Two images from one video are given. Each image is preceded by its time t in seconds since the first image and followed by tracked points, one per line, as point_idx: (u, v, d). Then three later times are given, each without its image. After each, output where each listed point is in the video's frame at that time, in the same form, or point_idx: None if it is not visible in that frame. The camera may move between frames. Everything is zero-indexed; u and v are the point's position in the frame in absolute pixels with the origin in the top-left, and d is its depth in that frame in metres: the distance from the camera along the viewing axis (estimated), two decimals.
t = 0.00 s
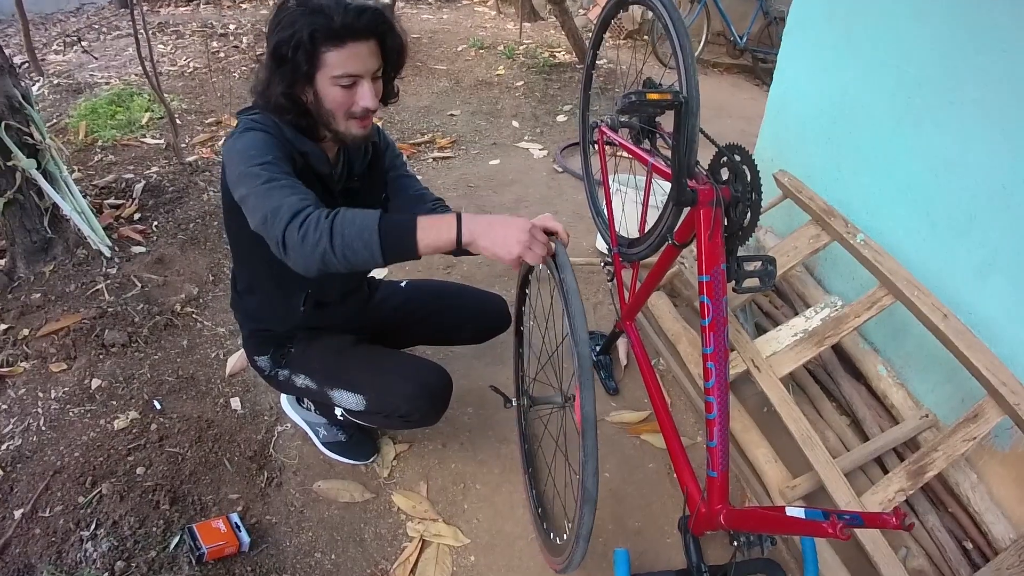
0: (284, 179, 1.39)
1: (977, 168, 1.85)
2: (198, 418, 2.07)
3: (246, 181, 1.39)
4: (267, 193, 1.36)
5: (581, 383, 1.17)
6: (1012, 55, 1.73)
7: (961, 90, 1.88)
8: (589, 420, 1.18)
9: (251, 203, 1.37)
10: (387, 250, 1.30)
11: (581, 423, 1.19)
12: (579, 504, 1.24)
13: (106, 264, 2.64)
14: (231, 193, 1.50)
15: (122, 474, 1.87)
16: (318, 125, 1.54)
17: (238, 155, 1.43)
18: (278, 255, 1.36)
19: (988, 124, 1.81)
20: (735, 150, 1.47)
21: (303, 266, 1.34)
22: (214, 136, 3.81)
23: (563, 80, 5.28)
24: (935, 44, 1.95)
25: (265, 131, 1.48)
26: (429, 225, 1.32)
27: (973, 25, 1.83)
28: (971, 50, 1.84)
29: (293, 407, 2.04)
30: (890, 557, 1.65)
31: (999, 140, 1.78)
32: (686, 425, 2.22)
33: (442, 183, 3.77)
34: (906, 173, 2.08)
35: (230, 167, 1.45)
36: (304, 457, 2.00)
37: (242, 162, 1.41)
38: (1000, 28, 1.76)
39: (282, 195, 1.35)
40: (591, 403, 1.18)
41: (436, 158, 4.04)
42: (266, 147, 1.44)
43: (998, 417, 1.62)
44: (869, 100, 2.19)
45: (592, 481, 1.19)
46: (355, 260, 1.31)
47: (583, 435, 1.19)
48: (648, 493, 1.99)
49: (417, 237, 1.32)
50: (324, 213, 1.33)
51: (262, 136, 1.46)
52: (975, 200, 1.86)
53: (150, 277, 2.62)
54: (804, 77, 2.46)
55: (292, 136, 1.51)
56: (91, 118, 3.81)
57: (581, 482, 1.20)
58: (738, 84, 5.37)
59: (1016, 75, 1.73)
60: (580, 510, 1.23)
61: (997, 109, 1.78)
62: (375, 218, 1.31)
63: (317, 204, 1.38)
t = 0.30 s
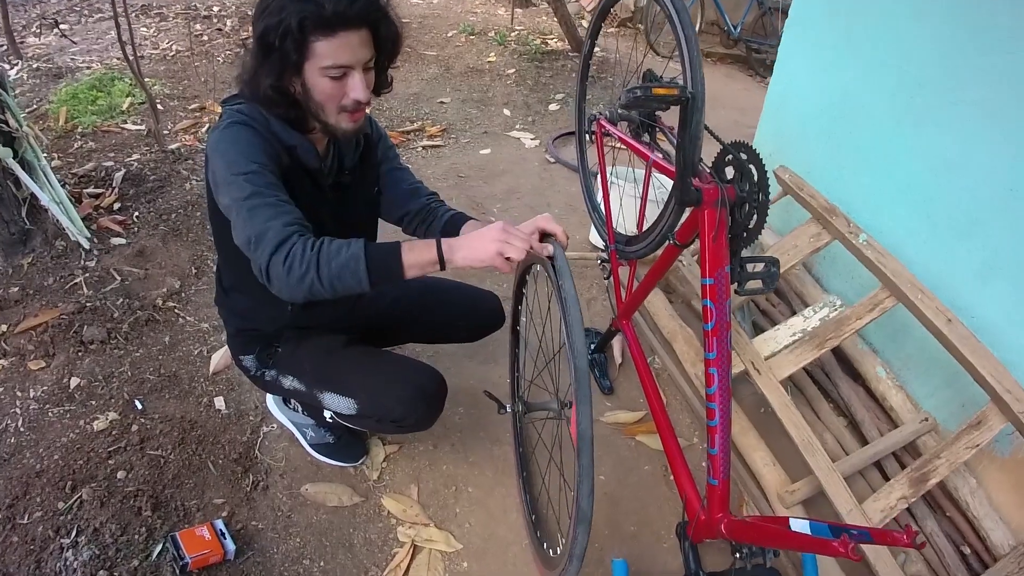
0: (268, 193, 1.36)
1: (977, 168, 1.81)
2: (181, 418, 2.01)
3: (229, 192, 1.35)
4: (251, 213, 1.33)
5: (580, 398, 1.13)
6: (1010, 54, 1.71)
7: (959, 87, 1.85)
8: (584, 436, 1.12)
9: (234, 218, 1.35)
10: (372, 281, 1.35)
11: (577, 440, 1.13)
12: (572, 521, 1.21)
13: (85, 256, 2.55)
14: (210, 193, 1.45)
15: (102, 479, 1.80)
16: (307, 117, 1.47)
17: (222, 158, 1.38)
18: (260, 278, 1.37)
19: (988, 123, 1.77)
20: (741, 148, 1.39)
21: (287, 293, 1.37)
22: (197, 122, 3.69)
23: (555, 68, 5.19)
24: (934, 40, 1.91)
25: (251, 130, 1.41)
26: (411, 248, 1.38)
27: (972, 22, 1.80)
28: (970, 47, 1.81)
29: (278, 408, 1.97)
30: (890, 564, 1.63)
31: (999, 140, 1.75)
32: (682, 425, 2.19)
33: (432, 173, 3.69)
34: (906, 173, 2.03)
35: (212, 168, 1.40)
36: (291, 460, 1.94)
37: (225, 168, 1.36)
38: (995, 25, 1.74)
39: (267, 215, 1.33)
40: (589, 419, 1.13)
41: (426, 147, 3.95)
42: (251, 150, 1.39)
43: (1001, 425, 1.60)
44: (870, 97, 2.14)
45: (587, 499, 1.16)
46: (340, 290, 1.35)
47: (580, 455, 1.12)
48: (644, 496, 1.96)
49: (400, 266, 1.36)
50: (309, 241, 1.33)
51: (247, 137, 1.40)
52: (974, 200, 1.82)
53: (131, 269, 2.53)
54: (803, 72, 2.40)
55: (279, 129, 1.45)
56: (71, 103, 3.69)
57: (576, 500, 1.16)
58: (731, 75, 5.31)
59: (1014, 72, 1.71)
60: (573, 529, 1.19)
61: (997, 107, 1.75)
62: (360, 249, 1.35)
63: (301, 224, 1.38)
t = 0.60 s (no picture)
0: (264, 203, 1.29)
1: (986, 166, 1.76)
2: (184, 442, 1.96)
3: (224, 208, 1.29)
4: (251, 224, 1.26)
5: (604, 428, 1.11)
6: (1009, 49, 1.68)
7: (960, 83, 1.81)
8: (610, 465, 1.11)
9: (232, 233, 1.28)
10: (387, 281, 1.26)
11: (603, 468, 1.12)
12: (599, 545, 1.20)
13: (77, 275, 2.50)
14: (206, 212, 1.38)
15: (107, 509, 1.76)
16: (296, 128, 1.41)
17: (211, 174, 1.32)
18: (269, 292, 1.30)
19: (996, 119, 1.72)
20: (758, 147, 1.36)
21: (300, 304, 1.29)
22: (186, 129, 3.62)
23: (548, 59, 5.11)
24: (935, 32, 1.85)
25: (238, 142, 1.35)
26: (426, 240, 1.29)
27: (972, 15, 1.75)
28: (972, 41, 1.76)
29: (283, 428, 1.93)
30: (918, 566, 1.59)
31: (1006, 137, 1.70)
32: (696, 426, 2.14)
33: (427, 172, 3.62)
34: (913, 163, 1.97)
35: (204, 187, 1.34)
36: (300, 480, 1.90)
37: (217, 183, 1.30)
38: (991, 18, 1.71)
39: (266, 225, 1.27)
40: (614, 448, 1.11)
41: (420, 146, 3.88)
42: (240, 162, 1.32)
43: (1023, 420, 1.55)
44: (874, 90, 2.07)
45: (615, 527, 1.15)
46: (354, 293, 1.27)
47: (605, 483, 1.11)
48: (662, 501, 1.92)
49: (416, 263, 1.27)
50: (315, 245, 1.26)
51: (235, 150, 1.34)
52: (983, 198, 1.78)
53: (124, 287, 2.47)
54: (803, 62, 2.33)
55: (270, 141, 1.39)
56: (58, 114, 3.61)
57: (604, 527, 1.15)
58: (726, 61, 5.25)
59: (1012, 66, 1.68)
60: (601, 555, 1.18)
61: (1003, 102, 1.70)
62: (370, 247, 1.26)
63: (304, 230, 1.31)
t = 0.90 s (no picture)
0: (239, 220, 1.23)
1: (967, 161, 1.77)
2: (156, 475, 1.89)
3: (195, 229, 1.22)
4: (227, 242, 1.20)
5: (599, 451, 1.09)
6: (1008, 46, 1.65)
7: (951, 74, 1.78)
8: (607, 489, 1.09)
9: (207, 254, 1.21)
10: (379, 291, 1.19)
11: (599, 494, 1.10)
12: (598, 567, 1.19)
13: (36, 303, 2.41)
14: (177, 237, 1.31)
15: (79, 552, 1.68)
16: (266, 151, 1.36)
17: (178, 197, 1.25)
18: (253, 310, 1.23)
19: (982, 119, 1.72)
20: (739, 155, 1.35)
21: (286, 319, 1.23)
22: (144, 145, 3.50)
23: (513, 61, 5.08)
24: (920, 26, 1.83)
25: (204, 162, 1.29)
26: (423, 251, 1.23)
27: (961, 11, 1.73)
28: (964, 35, 1.73)
29: (260, 457, 1.86)
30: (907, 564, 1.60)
31: (993, 133, 1.71)
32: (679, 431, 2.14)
33: (395, 181, 3.56)
34: (892, 157, 1.97)
35: (171, 211, 1.28)
36: (279, 509, 1.84)
37: (186, 205, 1.24)
38: (977, 17, 1.70)
39: (244, 241, 1.20)
40: (611, 471, 1.10)
41: (387, 154, 3.82)
42: (209, 181, 1.26)
43: (1004, 414, 1.58)
44: (851, 85, 2.07)
45: (615, 551, 1.14)
46: (344, 305, 1.20)
47: (603, 508, 1.10)
48: (650, 510, 1.91)
49: (411, 272, 1.20)
50: (298, 257, 1.20)
51: (201, 169, 1.27)
52: (967, 193, 1.79)
53: (85, 314, 2.38)
54: (779, 56, 2.30)
55: (242, 163, 1.33)
56: (8, 133, 3.46)
57: (603, 551, 1.15)
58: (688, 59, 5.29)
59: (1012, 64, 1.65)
60: None
61: (1003, 101, 1.68)
62: (358, 254, 1.19)
63: (284, 243, 1.25)
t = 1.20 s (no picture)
0: (229, 232, 1.22)
1: (962, 161, 1.82)
2: (144, 482, 1.86)
3: (183, 237, 1.21)
4: (216, 256, 1.19)
5: (599, 449, 1.10)
6: (1004, 51, 1.69)
7: (946, 78, 1.83)
8: (609, 486, 1.10)
9: (194, 265, 1.21)
10: (366, 325, 1.22)
11: (600, 491, 1.11)
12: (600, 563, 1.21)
13: (18, 309, 2.36)
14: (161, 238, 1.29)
15: (69, 561, 1.65)
16: (262, 156, 1.35)
17: (168, 201, 1.23)
18: (233, 326, 1.23)
19: (974, 122, 1.78)
20: (730, 156, 1.36)
21: (266, 342, 1.23)
22: (123, 147, 3.44)
23: (495, 62, 5.08)
24: (915, 30, 1.87)
25: (196, 166, 1.27)
26: (414, 295, 1.26)
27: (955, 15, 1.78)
28: (959, 39, 1.78)
29: (251, 461, 1.84)
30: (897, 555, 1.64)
31: (989, 135, 1.75)
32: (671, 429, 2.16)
33: (380, 182, 3.54)
34: (882, 160, 2.03)
35: (159, 214, 1.26)
36: (271, 513, 1.82)
37: (175, 211, 1.22)
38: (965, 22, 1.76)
39: (232, 257, 1.20)
40: (611, 468, 1.11)
41: (370, 155, 3.80)
42: (199, 188, 1.25)
43: (991, 407, 1.62)
44: (844, 89, 2.11)
45: (616, 547, 1.16)
46: (329, 335, 1.22)
47: (605, 504, 1.11)
48: (644, 507, 1.92)
49: (401, 315, 1.25)
50: (288, 282, 1.20)
51: (193, 175, 1.26)
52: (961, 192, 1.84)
53: (68, 319, 2.33)
54: (773, 57, 2.33)
55: (233, 166, 1.31)
56: None
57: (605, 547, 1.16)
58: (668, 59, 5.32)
59: (1010, 68, 1.69)
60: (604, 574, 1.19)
61: (993, 103, 1.73)
62: (351, 289, 1.21)
63: (272, 261, 1.25)
